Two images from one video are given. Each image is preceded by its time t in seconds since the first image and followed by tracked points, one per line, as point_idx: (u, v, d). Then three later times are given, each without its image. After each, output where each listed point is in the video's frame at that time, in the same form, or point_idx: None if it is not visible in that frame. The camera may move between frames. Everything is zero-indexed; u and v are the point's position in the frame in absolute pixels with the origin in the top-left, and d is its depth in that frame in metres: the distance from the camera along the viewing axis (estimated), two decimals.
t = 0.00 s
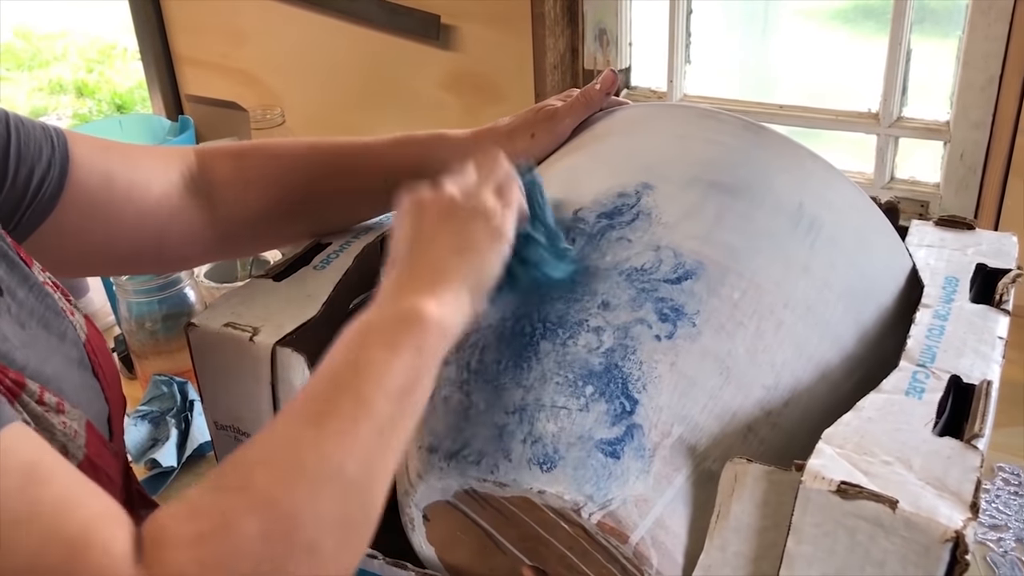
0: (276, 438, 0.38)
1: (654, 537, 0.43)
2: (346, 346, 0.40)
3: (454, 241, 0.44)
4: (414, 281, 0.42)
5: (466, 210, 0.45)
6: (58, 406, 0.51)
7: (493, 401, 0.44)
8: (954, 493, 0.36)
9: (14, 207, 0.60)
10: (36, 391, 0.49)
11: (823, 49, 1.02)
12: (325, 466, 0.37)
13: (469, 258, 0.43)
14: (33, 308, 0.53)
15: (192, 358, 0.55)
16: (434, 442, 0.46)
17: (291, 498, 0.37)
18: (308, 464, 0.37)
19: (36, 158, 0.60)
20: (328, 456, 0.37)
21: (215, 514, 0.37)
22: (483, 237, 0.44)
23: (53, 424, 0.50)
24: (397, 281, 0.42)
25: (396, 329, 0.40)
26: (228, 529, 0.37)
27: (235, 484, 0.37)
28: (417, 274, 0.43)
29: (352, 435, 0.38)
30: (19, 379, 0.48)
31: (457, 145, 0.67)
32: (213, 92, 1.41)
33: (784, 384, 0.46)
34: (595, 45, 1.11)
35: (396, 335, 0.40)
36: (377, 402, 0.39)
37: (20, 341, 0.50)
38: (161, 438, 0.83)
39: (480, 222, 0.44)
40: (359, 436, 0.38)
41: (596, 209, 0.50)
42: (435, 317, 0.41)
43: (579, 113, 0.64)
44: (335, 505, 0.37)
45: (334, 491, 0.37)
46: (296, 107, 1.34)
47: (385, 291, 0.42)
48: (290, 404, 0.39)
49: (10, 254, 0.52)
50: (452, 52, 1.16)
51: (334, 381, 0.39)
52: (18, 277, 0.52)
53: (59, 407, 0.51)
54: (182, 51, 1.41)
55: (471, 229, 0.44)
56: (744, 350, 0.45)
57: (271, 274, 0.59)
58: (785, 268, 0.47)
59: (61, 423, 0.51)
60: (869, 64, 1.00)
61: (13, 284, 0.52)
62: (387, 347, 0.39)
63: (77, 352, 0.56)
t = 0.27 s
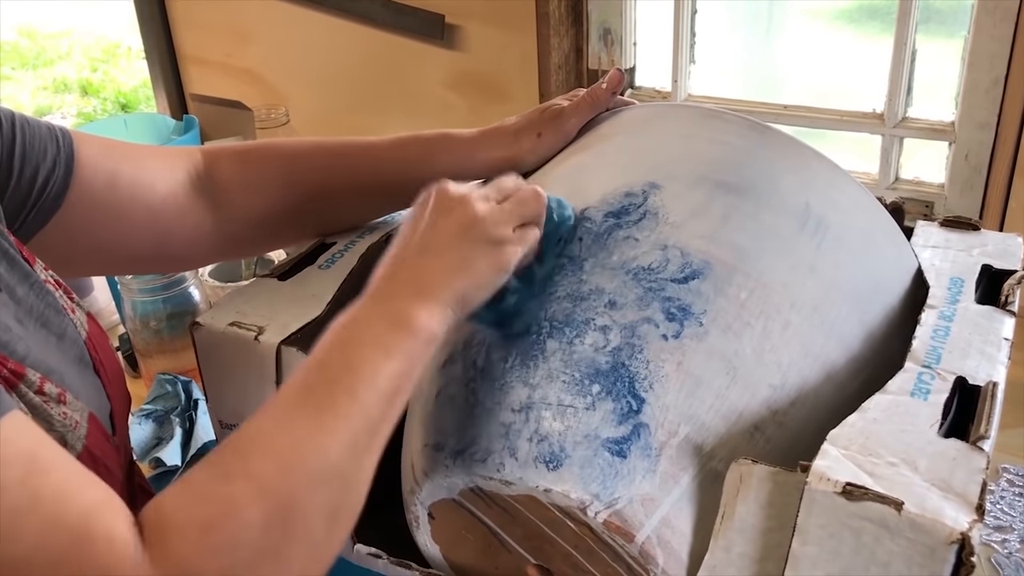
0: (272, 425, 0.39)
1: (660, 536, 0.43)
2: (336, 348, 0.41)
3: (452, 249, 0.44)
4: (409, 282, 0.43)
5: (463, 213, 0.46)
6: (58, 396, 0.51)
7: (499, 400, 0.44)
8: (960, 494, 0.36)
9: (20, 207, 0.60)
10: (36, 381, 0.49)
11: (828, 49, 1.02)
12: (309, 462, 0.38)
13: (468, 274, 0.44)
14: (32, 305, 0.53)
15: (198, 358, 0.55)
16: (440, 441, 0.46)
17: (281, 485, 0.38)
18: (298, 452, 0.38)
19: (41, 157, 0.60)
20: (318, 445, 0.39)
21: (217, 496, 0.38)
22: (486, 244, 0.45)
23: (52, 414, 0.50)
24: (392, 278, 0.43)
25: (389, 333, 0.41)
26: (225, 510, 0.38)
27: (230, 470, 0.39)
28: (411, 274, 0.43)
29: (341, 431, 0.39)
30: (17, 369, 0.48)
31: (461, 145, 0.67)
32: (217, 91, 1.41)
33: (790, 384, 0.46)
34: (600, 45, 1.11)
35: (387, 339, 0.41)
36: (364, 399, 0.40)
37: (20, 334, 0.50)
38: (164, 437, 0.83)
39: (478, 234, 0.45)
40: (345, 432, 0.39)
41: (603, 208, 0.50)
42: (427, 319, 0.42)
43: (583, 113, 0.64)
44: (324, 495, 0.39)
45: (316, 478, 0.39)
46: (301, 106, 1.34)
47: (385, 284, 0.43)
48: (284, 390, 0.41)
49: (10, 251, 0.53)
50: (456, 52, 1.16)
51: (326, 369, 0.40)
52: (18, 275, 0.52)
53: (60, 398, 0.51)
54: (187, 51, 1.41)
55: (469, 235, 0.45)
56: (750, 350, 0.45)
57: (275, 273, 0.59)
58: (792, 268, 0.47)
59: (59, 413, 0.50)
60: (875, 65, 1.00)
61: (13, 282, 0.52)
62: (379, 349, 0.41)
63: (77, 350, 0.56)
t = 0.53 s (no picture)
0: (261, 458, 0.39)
1: (667, 537, 0.43)
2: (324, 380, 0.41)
3: (427, 275, 0.46)
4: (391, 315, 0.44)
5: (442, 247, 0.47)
6: (64, 395, 0.51)
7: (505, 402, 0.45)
8: (967, 497, 0.36)
9: (30, 206, 0.60)
10: (44, 381, 0.50)
11: (833, 52, 1.02)
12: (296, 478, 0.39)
13: (443, 293, 0.45)
14: (44, 304, 0.53)
15: (206, 359, 0.56)
16: (447, 442, 0.46)
17: (267, 518, 0.38)
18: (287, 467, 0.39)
19: (50, 157, 0.60)
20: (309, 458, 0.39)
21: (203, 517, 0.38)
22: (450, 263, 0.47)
23: (59, 413, 0.50)
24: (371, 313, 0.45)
25: (374, 361, 0.42)
26: (211, 538, 0.37)
27: (214, 501, 0.38)
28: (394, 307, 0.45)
29: (327, 459, 0.39)
30: (26, 368, 0.48)
31: (468, 147, 0.67)
32: (222, 93, 1.42)
33: (797, 388, 0.46)
34: (605, 47, 1.11)
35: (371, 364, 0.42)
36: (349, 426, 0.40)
37: (30, 332, 0.51)
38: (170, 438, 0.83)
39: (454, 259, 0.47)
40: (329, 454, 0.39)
41: (609, 211, 0.50)
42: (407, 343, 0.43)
43: (590, 116, 0.64)
44: (309, 525, 0.39)
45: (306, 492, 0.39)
46: (306, 107, 1.34)
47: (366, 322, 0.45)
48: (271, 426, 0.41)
49: (21, 249, 0.53)
50: (461, 54, 1.16)
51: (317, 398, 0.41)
52: (29, 273, 0.52)
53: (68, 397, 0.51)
54: (193, 52, 1.41)
55: (440, 261, 0.47)
56: (757, 353, 0.45)
57: (282, 274, 0.59)
58: (799, 270, 0.47)
59: (66, 412, 0.51)
60: (881, 67, 1.00)
61: (24, 280, 0.52)
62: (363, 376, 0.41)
63: (88, 348, 0.56)
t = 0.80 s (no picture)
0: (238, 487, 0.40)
1: (667, 544, 0.43)
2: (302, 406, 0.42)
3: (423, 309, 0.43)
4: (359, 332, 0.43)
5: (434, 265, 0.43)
6: (81, 400, 0.52)
7: (508, 408, 0.45)
8: (968, 504, 0.37)
9: (39, 209, 0.60)
10: (60, 388, 0.50)
11: (835, 57, 1.02)
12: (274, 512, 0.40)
13: (435, 338, 0.44)
14: (59, 304, 0.53)
15: (208, 363, 0.56)
16: (449, 447, 0.47)
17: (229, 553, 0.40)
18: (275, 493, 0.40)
19: (61, 161, 0.60)
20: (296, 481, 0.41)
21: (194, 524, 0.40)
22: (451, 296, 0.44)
23: (74, 419, 0.51)
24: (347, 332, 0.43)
25: (355, 395, 0.42)
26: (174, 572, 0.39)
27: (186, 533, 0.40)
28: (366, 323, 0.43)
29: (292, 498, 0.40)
30: (42, 376, 0.49)
31: (471, 152, 0.67)
32: (225, 96, 1.42)
33: (798, 394, 0.46)
34: (606, 52, 1.11)
35: (350, 404, 0.42)
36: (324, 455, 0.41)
37: (49, 336, 0.51)
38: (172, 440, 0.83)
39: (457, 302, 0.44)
40: (302, 498, 0.41)
41: (611, 217, 0.50)
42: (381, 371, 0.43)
43: (592, 121, 0.64)
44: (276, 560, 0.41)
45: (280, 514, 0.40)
46: (309, 111, 1.35)
47: (344, 338, 0.43)
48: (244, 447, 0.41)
49: (33, 252, 0.53)
50: (463, 59, 1.16)
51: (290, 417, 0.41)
52: (42, 274, 0.53)
53: (84, 403, 0.52)
54: (195, 56, 1.41)
55: (436, 297, 0.43)
56: (759, 360, 0.46)
57: (285, 278, 0.59)
58: (801, 278, 0.48)
59: (82, 417, 0.51)
60: (882, 73, 1.00)
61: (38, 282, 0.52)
62: (338, 413, 0.42)
63: (98, 350, 0.56)
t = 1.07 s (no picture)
0: None
1: (660, 547, 0.43)
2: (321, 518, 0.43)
3: (419, 428, 0.44)
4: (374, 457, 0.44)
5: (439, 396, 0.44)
6: (77, 415, 0.51)
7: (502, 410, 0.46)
8: (961, 509, 0.37)
9: (41, 210, 0.62)
10: (56, 403, 0.50)
11: (833, 62, 1.03)
12: None
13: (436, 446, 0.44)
14: (58, 307, 0.54)
15: (205, 367, 0.56)
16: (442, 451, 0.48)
17: None
18: None
19: (63, 162, 0.62)
20: None
21: None
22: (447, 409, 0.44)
23: (70, 435, 0.51)
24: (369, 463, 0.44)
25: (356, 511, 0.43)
26: None
27: None
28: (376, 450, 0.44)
29: None
30: (38, 392, 0.49)
31: (468, 157, 0.67)
32: (224, 101, 1.42)
33: (791, 399, 0.46)
34: (604, 58, 1.10)
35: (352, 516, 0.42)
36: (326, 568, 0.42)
37: (44, 350, 0.51)
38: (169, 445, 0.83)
39: (451, 412, 0.44)
40: None
41: (605, 222, 0.51)
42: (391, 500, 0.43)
43: (589, 127, 0.64)
44: None
45: None
46: (307, 116, 1.35)
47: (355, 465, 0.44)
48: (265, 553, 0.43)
49: (33, 256, 0.54)
50: (461, 64, 1.17)
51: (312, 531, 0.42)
52: (40, 277, 0.54)
53: (82, 417, 0.52)
54: (193, 61, 1.42)
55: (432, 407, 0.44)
56: (751, 363, 0.46)
57: (282, 283, 0.60)
58: (793, 282, 0.48)
59: (79, 432, 0.51)
60: (879, 78, 1.00)
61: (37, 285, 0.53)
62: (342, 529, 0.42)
63: (100, 355, 0.56)
